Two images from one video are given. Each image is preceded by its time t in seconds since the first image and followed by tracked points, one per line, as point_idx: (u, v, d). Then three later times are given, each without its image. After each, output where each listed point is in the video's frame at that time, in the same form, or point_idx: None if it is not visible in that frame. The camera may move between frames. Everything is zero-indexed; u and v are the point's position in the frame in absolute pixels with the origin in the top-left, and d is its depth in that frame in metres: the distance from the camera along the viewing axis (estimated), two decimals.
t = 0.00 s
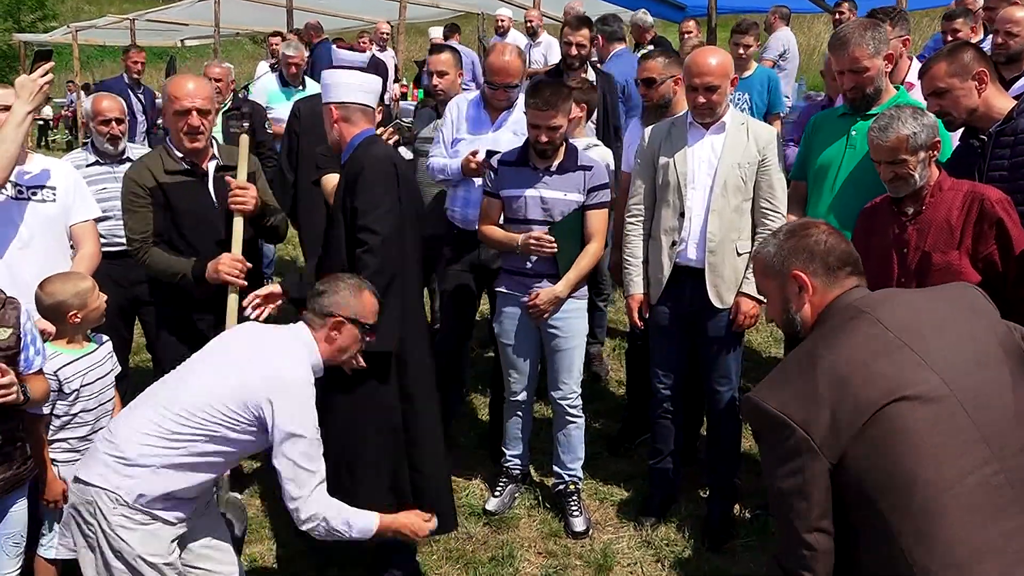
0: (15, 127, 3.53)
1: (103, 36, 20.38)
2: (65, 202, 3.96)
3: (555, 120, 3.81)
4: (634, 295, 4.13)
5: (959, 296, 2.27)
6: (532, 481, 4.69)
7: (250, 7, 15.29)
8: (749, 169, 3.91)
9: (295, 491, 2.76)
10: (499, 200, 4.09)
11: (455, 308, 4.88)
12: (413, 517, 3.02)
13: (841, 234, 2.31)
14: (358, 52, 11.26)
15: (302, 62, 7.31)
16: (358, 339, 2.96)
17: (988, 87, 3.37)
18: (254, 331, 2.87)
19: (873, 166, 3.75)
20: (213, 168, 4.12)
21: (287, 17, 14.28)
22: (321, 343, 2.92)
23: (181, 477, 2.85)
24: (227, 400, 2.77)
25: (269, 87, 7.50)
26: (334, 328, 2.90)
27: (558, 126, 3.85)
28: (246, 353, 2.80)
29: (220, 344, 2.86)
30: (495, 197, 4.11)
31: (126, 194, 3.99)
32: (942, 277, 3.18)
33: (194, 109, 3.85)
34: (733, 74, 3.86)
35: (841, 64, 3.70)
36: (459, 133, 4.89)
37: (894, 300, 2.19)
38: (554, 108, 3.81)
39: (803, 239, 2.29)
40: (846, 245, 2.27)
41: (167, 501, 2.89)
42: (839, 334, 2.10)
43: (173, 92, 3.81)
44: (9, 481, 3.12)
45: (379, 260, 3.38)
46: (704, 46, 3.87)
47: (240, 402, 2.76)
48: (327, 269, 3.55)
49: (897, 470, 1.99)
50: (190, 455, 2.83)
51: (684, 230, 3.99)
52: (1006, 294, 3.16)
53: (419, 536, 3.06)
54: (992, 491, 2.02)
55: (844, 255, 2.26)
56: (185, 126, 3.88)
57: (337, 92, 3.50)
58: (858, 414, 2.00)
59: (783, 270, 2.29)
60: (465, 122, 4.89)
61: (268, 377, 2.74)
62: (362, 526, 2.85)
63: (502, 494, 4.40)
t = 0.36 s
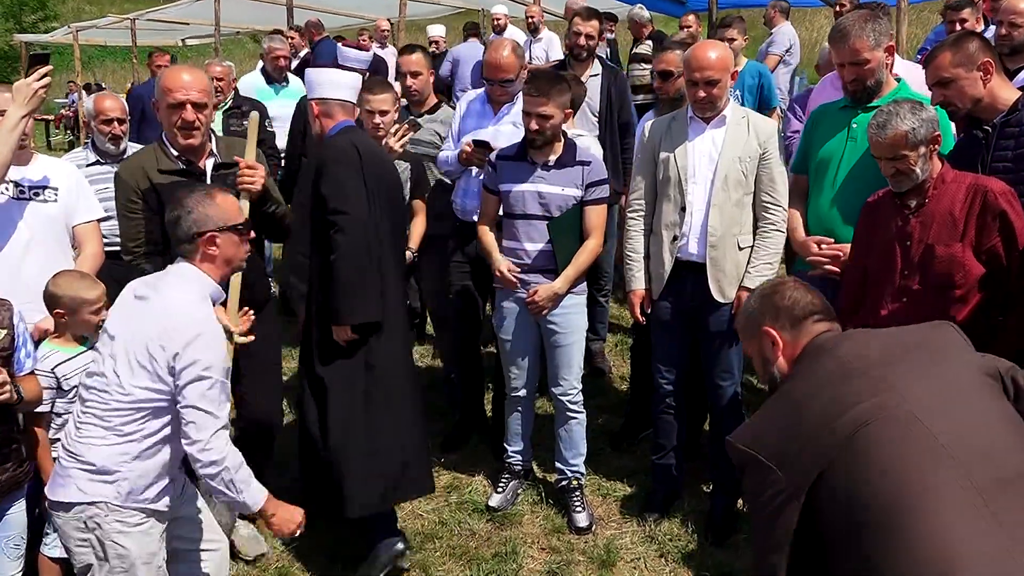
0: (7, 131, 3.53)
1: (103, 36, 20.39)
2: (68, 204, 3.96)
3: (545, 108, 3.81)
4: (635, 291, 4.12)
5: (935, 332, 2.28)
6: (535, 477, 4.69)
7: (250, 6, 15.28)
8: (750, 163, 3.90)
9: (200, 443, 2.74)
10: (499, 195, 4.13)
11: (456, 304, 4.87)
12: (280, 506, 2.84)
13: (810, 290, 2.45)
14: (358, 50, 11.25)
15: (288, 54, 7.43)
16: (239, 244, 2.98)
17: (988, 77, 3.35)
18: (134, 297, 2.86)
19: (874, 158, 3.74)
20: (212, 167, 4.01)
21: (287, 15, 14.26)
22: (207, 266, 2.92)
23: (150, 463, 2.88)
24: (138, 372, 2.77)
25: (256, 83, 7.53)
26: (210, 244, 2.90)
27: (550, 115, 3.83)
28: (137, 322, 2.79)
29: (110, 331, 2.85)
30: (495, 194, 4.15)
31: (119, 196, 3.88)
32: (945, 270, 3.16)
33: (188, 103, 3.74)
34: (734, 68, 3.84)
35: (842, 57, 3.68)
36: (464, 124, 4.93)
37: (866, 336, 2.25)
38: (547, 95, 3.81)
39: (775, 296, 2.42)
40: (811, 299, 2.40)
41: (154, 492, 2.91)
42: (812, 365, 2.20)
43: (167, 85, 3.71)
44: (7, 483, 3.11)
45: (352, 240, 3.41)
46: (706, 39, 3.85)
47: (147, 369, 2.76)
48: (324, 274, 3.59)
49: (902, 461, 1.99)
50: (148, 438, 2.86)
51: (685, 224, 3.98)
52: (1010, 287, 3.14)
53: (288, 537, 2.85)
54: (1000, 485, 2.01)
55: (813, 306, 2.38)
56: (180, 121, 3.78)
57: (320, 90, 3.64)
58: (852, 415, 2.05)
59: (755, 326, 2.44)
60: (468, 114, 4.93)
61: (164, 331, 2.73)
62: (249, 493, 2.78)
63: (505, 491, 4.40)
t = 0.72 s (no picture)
0: None
1: (103, 34, 20.39)
2: (69, 204, 3.94)
3: (536, 103, 3.80)
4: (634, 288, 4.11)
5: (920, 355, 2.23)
6: (535, 475, 4.68)
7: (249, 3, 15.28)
8: (748, 160, 3.88)
9: (151, 419, 2.77)
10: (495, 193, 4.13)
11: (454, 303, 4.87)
12: (207, 494, 3.02)
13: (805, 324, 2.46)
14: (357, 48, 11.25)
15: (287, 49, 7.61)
16: (179, 218, 2.97)
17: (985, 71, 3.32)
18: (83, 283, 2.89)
19: (873, 155, 3.72)
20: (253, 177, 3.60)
21: (286, 14, 14.26)
22: (148, 242, 2.93)
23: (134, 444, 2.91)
24: (99, 353, 2.81)
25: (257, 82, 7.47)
26: (148, 222, 2.91)
27: (542, 110, 3.83)
28: (89, 307, 2.83)
29: (66, 322, 2.90)
30: (491, 192, 4.15)
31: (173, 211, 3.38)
32: (945, 267, 3.15)
33: (242, 115, 3.37)
34: (732, 64, 3.83)
35: (841, 53, 3.67)
36: (462, 119, 4.92)
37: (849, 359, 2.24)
38: (539, 91, 3.80)
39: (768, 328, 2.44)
40: (802, 330, 2.42)
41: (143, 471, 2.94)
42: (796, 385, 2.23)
43: (221, 94, 3.35)
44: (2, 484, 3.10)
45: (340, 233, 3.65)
46: (705, 36, 3.84)
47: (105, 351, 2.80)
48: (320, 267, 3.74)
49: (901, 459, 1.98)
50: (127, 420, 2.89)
51: (684, 222, 3.97)
52: (1009, 283, 3.10)
53: (207, 522, 3.05)
54: (999, 484, 2.00)
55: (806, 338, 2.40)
56: (230, 133, 3.38)
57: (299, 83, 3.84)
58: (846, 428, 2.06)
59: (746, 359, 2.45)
60: (466, 110, 4.94)
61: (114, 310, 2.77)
62: (185, 479, 2.90)
63: (504, 489, 4.41)
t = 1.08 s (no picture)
0: None
1: (96, 31, 20.31)
2: (61, 200, 3.92)
3: (530, 104, 3.80)
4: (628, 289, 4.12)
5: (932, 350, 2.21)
6: (528, 475, 4.68)
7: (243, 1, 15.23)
8: (742, 160, 3.89)
9: (146, 389, 2.78)
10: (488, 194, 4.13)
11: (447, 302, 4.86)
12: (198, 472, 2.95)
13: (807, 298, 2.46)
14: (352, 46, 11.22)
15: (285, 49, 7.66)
16: (153, 203, 2.95)
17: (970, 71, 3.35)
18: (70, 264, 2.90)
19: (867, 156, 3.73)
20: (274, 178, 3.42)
21: (281, 12, 14.23)
22: (122, 224, 2.92)
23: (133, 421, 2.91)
24: (91, 332, 2.81)
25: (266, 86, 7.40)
26: (122, 205, 2.89)
27: (535, 110, 3.82)
28: (77, 289, 2.84)
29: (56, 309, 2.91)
30: (484, 192, 4.15)
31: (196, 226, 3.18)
32: (937, 267, 3.17)
33: (262, 117, 3.13)
34: (726, 64, 3.83)
35: (835, 54, 3.67)
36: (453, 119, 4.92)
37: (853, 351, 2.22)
38: (531, 91, 3.80)
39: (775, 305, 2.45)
40: (811, 306, 2.43)
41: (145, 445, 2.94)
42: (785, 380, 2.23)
43: (242, 91, 3.10)
44: None
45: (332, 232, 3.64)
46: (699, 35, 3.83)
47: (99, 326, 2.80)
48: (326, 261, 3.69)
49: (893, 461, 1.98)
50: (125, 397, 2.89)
51: (678, 222, 3.97)
52: (1001, 284, 3.07)
53: (204, 499, 2.99)
54: (991, 485, 1.99)
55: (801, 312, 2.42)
56: (250, 135, 3.16)
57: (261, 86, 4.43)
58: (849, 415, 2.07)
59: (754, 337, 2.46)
60: (456, 109, 4.92)
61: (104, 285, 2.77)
62: (180, 453, 2.87)
63: (497, 488, 4.40)
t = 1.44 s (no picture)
0: None
1: (91, 29, 20.24)
2: (56, 197, 3.90)
3: (530, 106, 3.80)
4: (622, 290, 4.11)
5: (968, 292, 2.24)
6: (523, 476, 4.68)
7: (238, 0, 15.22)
8: (738, 163, 3.89)
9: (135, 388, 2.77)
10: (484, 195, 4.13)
11: (443, 302, 4.85)
12: (168, 484, 2.87)
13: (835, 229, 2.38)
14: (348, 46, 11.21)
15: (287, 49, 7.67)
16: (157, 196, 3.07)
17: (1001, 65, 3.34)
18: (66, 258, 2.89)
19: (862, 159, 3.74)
20: (275, 218, 3.04)
21: (277, 11, 14.21)
22: (127, 213, 2.96)
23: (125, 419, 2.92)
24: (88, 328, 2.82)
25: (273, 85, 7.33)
26: (140, 193, 2.96)
27: (534, 112, 3.83)
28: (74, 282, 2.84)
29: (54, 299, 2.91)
30: (480, 194, 4.16)
31: (180, 268, 2.85)
32: (930, 269, 3.18)
33: (253, 173, 2.74)
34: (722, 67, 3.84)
35: (832, 57, 3.68)
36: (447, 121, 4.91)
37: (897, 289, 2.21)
38: (529, 93, 3.80)
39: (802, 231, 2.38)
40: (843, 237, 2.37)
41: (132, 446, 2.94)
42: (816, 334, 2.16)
43: (230, 141, 2.70)
44: None
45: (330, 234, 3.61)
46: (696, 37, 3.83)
47: (96, 322, 2.81)
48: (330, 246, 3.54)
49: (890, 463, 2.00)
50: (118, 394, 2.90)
51: (674, 225, 3.97)
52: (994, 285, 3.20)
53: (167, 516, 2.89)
54: (985, 487, 2.01)
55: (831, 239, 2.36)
56: (241, 192, 2.78)
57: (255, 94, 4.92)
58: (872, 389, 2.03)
59: (790, 257, 2.34)
60: (450, 111, 4.90)
61: (99, 282, 2.76)
62: (157, 459, 2.83)
63: (492, 489, 4.40)
